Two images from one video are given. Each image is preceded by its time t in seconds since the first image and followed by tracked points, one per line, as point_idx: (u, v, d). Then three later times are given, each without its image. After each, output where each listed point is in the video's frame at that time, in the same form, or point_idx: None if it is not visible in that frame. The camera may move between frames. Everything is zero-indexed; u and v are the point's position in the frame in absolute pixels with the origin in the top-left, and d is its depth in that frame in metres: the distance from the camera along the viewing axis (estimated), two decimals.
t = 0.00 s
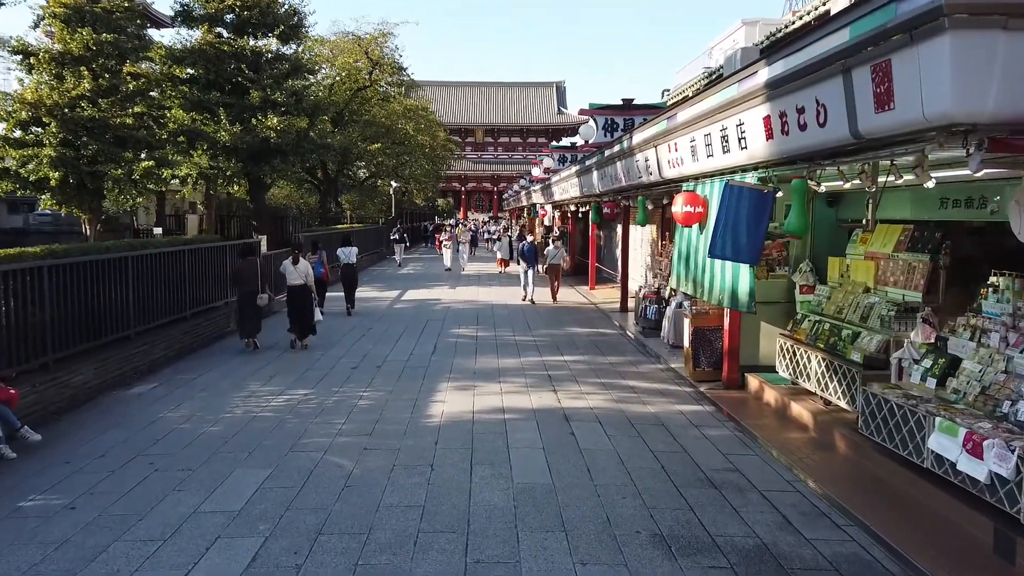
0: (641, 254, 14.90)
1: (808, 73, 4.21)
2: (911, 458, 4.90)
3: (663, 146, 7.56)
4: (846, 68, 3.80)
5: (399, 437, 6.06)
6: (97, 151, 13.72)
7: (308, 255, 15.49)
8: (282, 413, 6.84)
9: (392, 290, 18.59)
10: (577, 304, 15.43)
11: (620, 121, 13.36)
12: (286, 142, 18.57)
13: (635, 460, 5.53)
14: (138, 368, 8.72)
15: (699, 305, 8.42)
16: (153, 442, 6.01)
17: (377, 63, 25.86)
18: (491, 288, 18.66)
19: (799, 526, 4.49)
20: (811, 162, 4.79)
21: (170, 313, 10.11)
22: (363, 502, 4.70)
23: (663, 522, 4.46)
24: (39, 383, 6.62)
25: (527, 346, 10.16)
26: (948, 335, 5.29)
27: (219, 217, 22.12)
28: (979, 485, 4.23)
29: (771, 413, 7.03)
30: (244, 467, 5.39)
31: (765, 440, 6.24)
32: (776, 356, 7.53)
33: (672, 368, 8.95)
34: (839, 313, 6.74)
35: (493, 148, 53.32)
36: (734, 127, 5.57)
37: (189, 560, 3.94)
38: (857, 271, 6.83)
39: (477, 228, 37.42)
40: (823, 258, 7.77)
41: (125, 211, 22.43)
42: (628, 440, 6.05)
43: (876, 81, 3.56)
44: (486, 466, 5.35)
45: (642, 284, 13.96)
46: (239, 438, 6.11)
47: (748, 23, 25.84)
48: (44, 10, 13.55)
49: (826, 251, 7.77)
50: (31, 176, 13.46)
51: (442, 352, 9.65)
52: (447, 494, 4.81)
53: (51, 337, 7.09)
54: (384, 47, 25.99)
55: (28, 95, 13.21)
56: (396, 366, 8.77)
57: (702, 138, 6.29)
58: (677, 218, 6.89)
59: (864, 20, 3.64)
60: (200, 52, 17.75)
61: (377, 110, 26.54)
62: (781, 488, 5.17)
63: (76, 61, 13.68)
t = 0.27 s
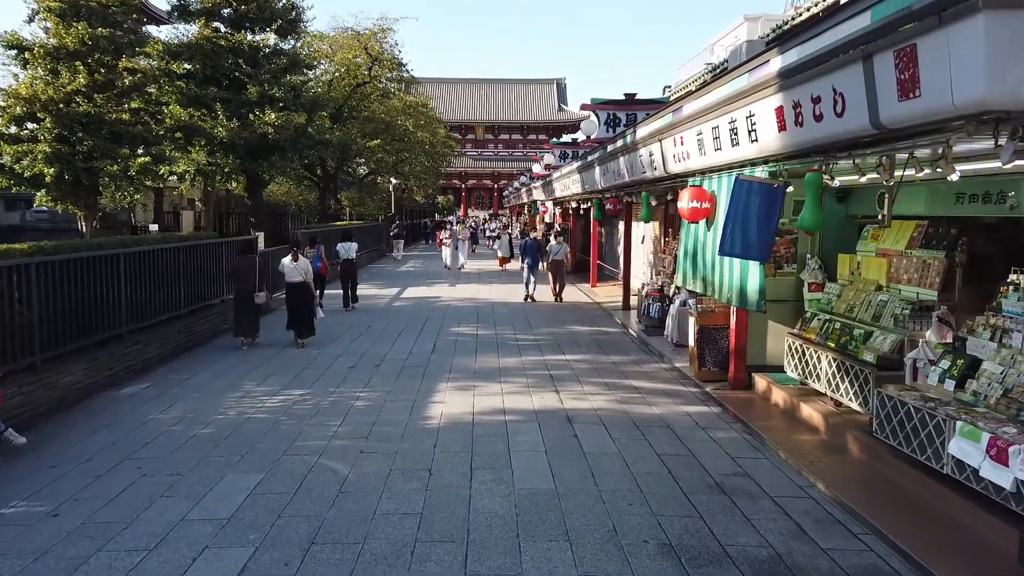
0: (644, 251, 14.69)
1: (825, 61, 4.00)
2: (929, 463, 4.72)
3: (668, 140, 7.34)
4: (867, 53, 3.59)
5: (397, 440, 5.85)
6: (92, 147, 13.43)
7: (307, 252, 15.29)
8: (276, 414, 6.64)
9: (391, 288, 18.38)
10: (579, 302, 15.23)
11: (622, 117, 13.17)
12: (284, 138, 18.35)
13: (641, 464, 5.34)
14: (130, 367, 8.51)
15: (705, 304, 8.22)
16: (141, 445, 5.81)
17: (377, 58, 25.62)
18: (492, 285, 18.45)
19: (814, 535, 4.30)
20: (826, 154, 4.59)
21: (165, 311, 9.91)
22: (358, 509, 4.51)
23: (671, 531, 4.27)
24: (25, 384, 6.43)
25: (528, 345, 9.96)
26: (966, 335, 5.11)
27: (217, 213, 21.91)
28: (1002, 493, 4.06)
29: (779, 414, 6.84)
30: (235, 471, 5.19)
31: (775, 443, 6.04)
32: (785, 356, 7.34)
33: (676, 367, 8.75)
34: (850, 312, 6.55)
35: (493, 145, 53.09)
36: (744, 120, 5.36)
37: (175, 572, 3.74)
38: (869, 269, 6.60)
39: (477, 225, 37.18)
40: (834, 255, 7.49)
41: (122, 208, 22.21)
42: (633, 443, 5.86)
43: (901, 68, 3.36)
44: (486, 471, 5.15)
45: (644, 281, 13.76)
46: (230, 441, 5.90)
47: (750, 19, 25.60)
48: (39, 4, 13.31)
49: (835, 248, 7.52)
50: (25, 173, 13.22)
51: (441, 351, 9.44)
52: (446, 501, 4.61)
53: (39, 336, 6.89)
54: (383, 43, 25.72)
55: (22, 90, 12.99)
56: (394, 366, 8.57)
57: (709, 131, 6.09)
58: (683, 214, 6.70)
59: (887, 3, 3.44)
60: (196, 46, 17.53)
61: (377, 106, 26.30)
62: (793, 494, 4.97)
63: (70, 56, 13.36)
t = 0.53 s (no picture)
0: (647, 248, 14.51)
1: (847, 51, 3.82)
2: (950, 470, 4.55)
3: (675, 134, 7.16)
4: (894, 41, 3.41)
5: (396, 443, 5.68)
6: (89, 142, 13.19)
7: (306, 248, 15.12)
8: (273, 416, 6.47)
9: (391, 285, 18.20)
10: (581, 300, 15.05)
11: (625, 111, 13.01)
12: (283, 133, 18.17)
13: (648, 469, 5.16)
14: (125, 367, 8.34)
15: (712, 303, 8.04)
16: (134, 448, 5.63)
17: (377, 53, 25.40)
18: (493, 283, 18.28)
19: (831, 545, 4.13)
20: (844, 148, 4.40)
21: (161, 309, 9.73)
22: (356, 517, 4.34)
23: (683, 541, 4.09)
24: (15, 384, 6.26)
25: (530, 344, 9.78)
26: (987, 337, 4.93)
27: (216, 209, 21.70)
28: None
29: (788, 417, 6.66)
30: (230, 476, 5.02)
31: (786, 447, 5.86)
32: (795, 356, 7.16)
33: (682, 367, 8.56)
34: (863, 312, 6.38)
35: (494, 141, 52.86)
36: (756, 113, 5.18)
37: None
38: (884, 267, 6.40)
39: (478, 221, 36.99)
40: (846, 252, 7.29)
41: (120, 204, 22.01)
42: (639, 446, 5.69)
43: (931, 56, 3.18)
44: (490, 477, 4.98)
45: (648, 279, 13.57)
46: (225, 444, 5.73)
47: (752, 14, 25.42)
48: None
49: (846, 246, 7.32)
50: (22, 167, 13.03)
51: (442, 350, 9.26)
52: (449, 509, 4.44)
53: (30, 334, 6.71)
54: (383, 37, 25.79)
55: (18, 84, 12.66)
56: (394, 365, 8.40)
57: (719, 125, 5.91)
58: (694, 212, 6.56)
59: None
60: (195, 40, 17.34)
61: (377, 101, 26.10)
62: (807, 501, 4.80)
63: (68, 49, 13.21)
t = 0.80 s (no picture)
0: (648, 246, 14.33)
1: (867, 39, 3.65)
2: (969, 477, 4.38)
3: (680, 129, 6.99)
4: (919, 28, 3.23)
5: (393, 447, 5.49)
6: (82, 139, 12.81)
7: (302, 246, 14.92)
8: (266, 419, 6.28)
9: (389, 283, 17.99)
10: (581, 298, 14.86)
11: (625, 106, 12.84)
12: (279, 129, 17.94)
13: (654, 475, 4.99)
14: (116, 367, 8.14)
15: (717, 302, 7.86)
16: (122, 453, 5.44)
17: (374, 49, 25.19)
18: (491, 281, 18.08)
19: (847, 556, 3.96)
20: (861, 141, 4.21)
21: (153, 308, 9.53)
22: (351, 527, 4.15)
23: (693, 553, 3.92)
24: None
25: (530, 344, 9.59)
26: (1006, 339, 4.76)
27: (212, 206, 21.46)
28: None
29: (796, 420, 6.48)
30: (220, 483, 4.84)
31: (795, 451, 5.69)
32: (803, 357, 6.99)
33: (686, 368, 8.37)
34: (874, 311, 6.22)
35: (492, 138, 52.66)
36: (765, 106, 5.00)
37: None
38: (895, 266, 6.21)
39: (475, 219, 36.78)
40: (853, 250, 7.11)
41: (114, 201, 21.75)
42: (645, 451, 5.51)
43: (960, 42, 3.00)
44: (490, 484, 4.79)
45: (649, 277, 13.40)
46: (216, 449, 5.54)
47: (751, 11, 25.24)
48: None
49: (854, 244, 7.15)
50: (13, 164, 12.65)
51: (440, 349, 9.07)
52: (448, 518, 4.25)
53: (16, 335, 6.50)
54: (381, 35, 25.26)
55: (8, 79, 12.27)
56: (391, 366, 8.21)
57: (726, 119, 5.73)
58: (699, 208, 6.34)
59: None
60: (189, 35, 17.12)
61: (374, 97, 25.86)
62: (820, 508, 4.63)
63: (61, 45, 12.78)
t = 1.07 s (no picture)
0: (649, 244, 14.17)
1: (886, 26, 3.48)
2: (987, 484, 4.23)
3: (684, 124, 6.82)
4: (941, 14, 3.07)
5: (390, 452, 5.33)
6: (77, 134, 12.57)
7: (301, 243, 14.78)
8: (259, 421, 6.12)
9: (388, 280, 17.83)
10: (582, 296, 14.69)
11: (627, 102, 12.66)
12: (276, 125, 17.76)
13: (659, 481, 4.83)
14: (107, 368, 7.98)
15: (721, 301, 7.69)
16: (109, 458, 5.28)
17: (373, 45, 24.99)
18: (491, 278, 17.92)
19: (860, 567, 3.80)
20: (875, 135, 4.03)
21: (147, 306, 9.37)
22: (346, 538, 3.99)
23: (700, 564, 3.76)
24: None
25: (530, 343, 9.43)
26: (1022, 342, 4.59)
27: (210, 203, 21.28)
28: None
29: (804, 422, 6.31)
30: (211, 489, 4.68)
31: (804, 455, 5.52)
32: (809, 357, 6.83)
33: (689, 368, 8.21)
34: (883, 311, 6.05)
35: (492, 135, 52.46)
36: (774, 98, 4.83)
37: None
38: (905, 264, 6.06)
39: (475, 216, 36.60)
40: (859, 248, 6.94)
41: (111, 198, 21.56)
42: (649, 455, 5.35)
43: (985, 29, 2.84)
44: (490, 490, 4.62)
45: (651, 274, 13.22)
46: (207, 453, 5.37)
47: (752, 5, 25.10)
48: None
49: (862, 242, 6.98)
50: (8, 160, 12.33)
51: (439, 349, 8.91)
52: (446, 528, 4.09)
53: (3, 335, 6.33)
54: (380, 29, 25.17)
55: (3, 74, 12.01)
56: (389, 365, 8.06)
57: (733, 112, 5.56)
58: (703, 205, 6.20)
59: None
60: (185, 30, 16.80)
61: (373, 93, 25.67)
62: (831, 515, 4.47)
63: (55, 39, 12.57)
